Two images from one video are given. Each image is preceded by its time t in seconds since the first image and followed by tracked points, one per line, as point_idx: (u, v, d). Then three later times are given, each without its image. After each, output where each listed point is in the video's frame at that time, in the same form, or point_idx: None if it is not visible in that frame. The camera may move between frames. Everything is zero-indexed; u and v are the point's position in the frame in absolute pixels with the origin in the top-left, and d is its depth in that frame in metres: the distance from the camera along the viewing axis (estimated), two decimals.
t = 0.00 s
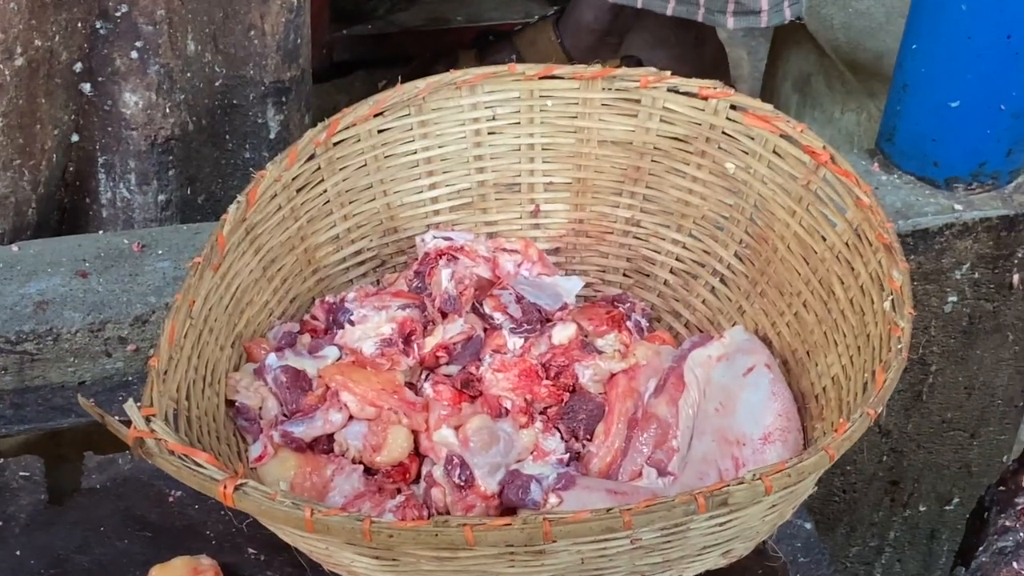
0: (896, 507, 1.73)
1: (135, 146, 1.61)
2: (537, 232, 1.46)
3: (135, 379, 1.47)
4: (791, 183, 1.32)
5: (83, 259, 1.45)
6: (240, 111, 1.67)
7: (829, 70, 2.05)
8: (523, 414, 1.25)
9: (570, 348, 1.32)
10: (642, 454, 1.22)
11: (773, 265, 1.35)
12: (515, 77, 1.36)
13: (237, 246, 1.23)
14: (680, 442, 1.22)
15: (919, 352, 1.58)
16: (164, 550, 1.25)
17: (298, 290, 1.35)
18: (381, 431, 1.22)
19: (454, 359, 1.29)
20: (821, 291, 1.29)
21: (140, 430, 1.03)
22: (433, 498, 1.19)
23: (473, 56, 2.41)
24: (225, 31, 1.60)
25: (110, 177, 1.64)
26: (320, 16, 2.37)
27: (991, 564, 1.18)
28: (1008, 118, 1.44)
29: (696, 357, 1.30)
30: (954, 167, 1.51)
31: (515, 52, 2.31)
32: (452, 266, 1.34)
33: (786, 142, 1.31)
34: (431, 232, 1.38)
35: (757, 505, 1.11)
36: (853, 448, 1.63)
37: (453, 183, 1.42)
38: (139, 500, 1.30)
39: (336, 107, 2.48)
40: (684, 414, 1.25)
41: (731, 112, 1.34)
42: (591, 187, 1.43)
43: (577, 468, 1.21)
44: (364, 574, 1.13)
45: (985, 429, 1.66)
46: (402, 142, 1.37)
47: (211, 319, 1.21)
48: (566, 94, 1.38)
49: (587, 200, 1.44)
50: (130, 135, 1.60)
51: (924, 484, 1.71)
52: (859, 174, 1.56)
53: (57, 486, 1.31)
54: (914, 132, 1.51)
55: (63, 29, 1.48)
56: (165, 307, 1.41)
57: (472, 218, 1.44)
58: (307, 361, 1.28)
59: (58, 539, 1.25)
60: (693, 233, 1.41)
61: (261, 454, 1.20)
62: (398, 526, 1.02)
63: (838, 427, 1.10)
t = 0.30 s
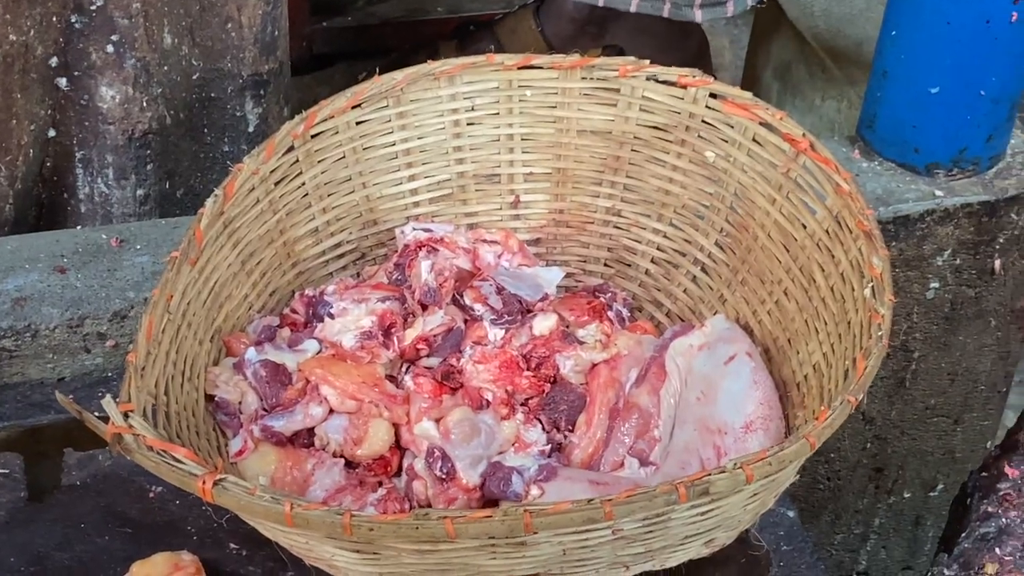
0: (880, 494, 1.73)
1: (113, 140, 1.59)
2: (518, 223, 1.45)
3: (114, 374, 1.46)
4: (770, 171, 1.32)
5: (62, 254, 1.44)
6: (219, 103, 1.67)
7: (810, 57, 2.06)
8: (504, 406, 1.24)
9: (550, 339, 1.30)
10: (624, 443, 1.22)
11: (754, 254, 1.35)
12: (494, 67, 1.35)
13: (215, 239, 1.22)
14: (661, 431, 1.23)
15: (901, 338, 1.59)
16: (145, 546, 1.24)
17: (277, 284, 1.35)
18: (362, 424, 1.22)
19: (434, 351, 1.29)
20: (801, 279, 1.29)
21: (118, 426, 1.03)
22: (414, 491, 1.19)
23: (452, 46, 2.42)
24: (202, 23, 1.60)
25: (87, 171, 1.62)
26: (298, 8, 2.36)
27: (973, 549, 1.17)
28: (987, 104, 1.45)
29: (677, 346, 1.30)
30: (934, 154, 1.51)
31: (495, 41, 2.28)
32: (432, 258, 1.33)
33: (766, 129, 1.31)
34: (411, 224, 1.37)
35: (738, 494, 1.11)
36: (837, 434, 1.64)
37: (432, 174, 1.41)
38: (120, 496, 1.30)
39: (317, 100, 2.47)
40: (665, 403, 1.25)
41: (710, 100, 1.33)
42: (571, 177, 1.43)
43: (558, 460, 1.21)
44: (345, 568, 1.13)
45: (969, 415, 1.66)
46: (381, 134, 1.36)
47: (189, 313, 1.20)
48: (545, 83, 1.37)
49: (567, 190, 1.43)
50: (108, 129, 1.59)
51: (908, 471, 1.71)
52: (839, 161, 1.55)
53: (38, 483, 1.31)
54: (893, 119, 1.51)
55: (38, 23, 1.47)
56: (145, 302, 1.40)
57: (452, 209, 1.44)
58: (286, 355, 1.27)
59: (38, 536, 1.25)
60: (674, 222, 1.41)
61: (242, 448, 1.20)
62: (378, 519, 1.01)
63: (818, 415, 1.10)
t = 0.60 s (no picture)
0: (843, 474, 1.74)
1: (67, 133, 1.60)
2: (475, 210, 1.45)
3: (72, 369, 1.45)
4: (724, 154, 1.32)
5: (17, 249, 1.43)
6: (174, 95, 1.65)
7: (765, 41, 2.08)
8: (461, 392, 1.25)
9: (507, 325, 1.31)
10: (581, 428, 1.22)
11: (709, 237, 1.35)
12: (447, 55, 1.35)
13: (169, 231, 1.22)
14: (619, 414, 1.22)
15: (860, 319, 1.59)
16: (104, 539, 1.25)
17: (234, 275, 1.34)
18: (318, 413, 1.22)
19: (391, 340, 1.30)
20: (756, 262, 1.30)
21: (72, 419, 1.02)
22: (372, 479, 1.20)
23: (412, 35, 2.44)
24: (155, 15, 1.57)
25: (43, 165, 1.63)
26: None
27: (928, 526, 1.18)
28: (939, 84, 1.46)
29: (633, 329, 1.30)
30: (889, 134, 1.52)
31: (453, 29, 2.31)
32: (387, 247, 1.33)
33: (719, 113, 1.31)
34: (367, 213, 1.36)
35: (693, 475, 1.12)
36: (799, 414, 1.65)
37: (388, 163, 1.41)
38: (78, 490, 1.29)
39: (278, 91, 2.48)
40: (622, 386, 1.25)
41: (664, 84, 1.34)
42: (527, 164, 1.43)
43: (515, 444, 1.22)
44: (302, 557, 1.13)
45: (929, 393, 1.68)
46: (335, 123, 1.36)
47: (144, 305, 1.20)
48: (498, 69, 1.37)
49: (523, 175, 1.44)
50: (62, 122, 1.60)
51: (870, 451, 1.73)
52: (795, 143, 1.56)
53: None
54: (848, 101, 1.52)
55: None
56: (101, 295, 1.39)
57: (409, 197, 1.43)
58: (243, 345, 1.28)
59: None
60: (630, 206, 1.41)
61: (198, 440, 1.19)
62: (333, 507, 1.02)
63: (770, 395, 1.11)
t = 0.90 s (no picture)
0: (777, 444, 1.78)
1: None
2: (399, 188, 1.46)
3: None
4: (643, 127, 1.34)
5: None
6: (96, 80, 1.65)
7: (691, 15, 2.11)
8: (383, 366, 1.25)
9: (429, 300, 1.32)
10: (504, 399, 1.23)
11: (631, 209, 1.37)
12: (366, 33, 1.35)
13: (86, 214, 1.21)
14: (542, 386, 1.23)
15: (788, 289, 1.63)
16: (29, 524, 1.26)
17: (155, 258, 1.34)
18: (241, 392, 1.22)
19: (313, 317, 1.30)
20: (676, 232, 1.32)
21: None
22: (296, 457, 1.19)
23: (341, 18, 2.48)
24: None
25: None
26: None
27: (845, 487, 1.21)
28: (858, 55, 1.48)
29: (556, 302, 1.31)
30: (809, 106, 1.54)
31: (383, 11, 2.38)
32: (307, 225, 1.33)
33: (637, 86, 1.33)
34: (289, 193, 1.35)
35: (611, 442, 1.13)
36: (731, 384, 1.68)
37: (311, 142, 1.41)
38: (4, 476, 1.31)
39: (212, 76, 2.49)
40: (545, 357, 1.26)
41: (582, 59, 1.35)
42: (451, 141, 1.44)
43: (438, 418, 1.22)
44: (223, 534, 1.13)
45: (858, 361, 1.71)
46: (255, 103, 1.36)
47: (62, 289, 1.19)
48: (417, 47, 1.38)
49: (447, 152, 1.44)
50: None
51: (803, 420, 1.76)
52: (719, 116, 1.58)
53: None
54: (769, 74, 1.54)
55: None
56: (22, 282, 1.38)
57: (333, 176, 1.44)
58: (164, 327, 1.27)
59: None
60: (554, 180, 1.42)
61: (119, 422, 1.19)
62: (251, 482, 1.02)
63: (685, 360, 1.13)
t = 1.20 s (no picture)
0: (685, 406, 1.83)
1: None
2: (295, 160, 1.47)
3: None
4: (530, 93, 1.37)
5: None
6: None
7: None
8: (276, 333, 1.27)
9: (321, 268, 1.34)
10: (396, 360, 1.27)
11: (522, 174, 1.40)
12: (256, 6, 1.37)
13: None
14: (433, 347, 1.27)
15: (689, 253, 1.67)
16: None
17: (50, 235, 1.35)
18: (134, 362, 1.24)
19: (206, 288, 1.32)
20: (564, 195, 1.35)
21: None
22: (190, 423, 1.21)
23: None
24: None
25: None
26: None
27: (728, 435, 1.24)
28: (745, 20, 1.53)
29: (448, 267, 1.33)
30: (701, 71, 1.58)
31: None
32: (198, 197, 1.35)
33: (523, 53, 1.36)
34: (182, 166, 1.37)
35: (495, 397, 1.16)
36: (637, 348, 1.72)
37: (204, 117, 1.42)
38: None
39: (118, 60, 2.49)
40: (436, 320, 1.29)
41: (470, 27, 1.38)
42: (344, 112, 1.46)
43: (330, 381, 1.25)
44: (116, 499, 1.15)
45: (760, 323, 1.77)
46: (147, 79, 1.37)
47: None
48: (308, 19, 1.39)
49: (342, 124, 1.46)
50: None
51: (709, 382, 1.81)
52: (614, 84, 1.61)
53: None
54: (661, 40, 1.58)
55: None
56: None
57: (228, 150, 1.45)
58: (57, 301, 1.27)
59: None
60: (448, 149, 1.45)
61: (13, 395, 1.19)
62: (138, 446, 1.05)
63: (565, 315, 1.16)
